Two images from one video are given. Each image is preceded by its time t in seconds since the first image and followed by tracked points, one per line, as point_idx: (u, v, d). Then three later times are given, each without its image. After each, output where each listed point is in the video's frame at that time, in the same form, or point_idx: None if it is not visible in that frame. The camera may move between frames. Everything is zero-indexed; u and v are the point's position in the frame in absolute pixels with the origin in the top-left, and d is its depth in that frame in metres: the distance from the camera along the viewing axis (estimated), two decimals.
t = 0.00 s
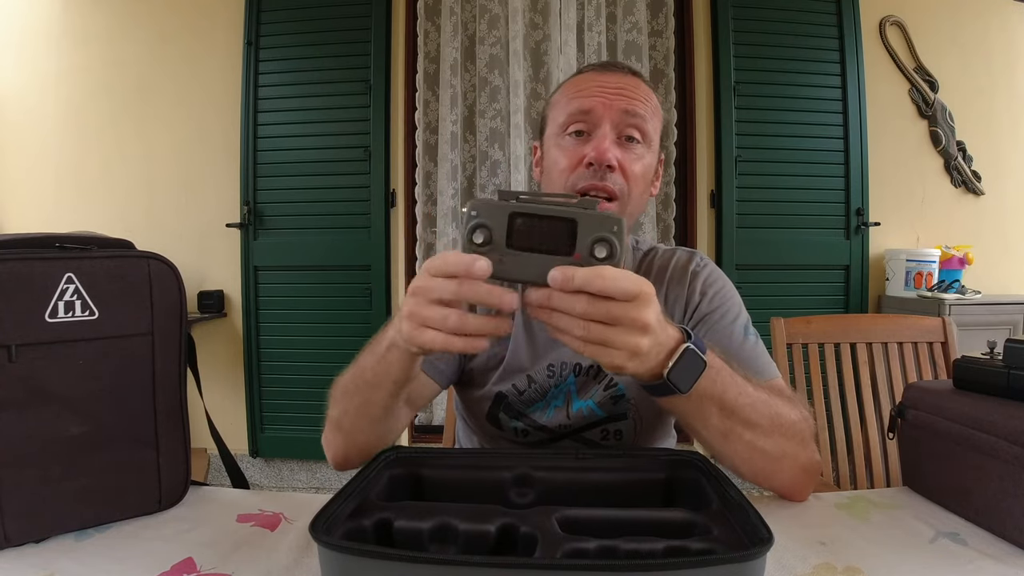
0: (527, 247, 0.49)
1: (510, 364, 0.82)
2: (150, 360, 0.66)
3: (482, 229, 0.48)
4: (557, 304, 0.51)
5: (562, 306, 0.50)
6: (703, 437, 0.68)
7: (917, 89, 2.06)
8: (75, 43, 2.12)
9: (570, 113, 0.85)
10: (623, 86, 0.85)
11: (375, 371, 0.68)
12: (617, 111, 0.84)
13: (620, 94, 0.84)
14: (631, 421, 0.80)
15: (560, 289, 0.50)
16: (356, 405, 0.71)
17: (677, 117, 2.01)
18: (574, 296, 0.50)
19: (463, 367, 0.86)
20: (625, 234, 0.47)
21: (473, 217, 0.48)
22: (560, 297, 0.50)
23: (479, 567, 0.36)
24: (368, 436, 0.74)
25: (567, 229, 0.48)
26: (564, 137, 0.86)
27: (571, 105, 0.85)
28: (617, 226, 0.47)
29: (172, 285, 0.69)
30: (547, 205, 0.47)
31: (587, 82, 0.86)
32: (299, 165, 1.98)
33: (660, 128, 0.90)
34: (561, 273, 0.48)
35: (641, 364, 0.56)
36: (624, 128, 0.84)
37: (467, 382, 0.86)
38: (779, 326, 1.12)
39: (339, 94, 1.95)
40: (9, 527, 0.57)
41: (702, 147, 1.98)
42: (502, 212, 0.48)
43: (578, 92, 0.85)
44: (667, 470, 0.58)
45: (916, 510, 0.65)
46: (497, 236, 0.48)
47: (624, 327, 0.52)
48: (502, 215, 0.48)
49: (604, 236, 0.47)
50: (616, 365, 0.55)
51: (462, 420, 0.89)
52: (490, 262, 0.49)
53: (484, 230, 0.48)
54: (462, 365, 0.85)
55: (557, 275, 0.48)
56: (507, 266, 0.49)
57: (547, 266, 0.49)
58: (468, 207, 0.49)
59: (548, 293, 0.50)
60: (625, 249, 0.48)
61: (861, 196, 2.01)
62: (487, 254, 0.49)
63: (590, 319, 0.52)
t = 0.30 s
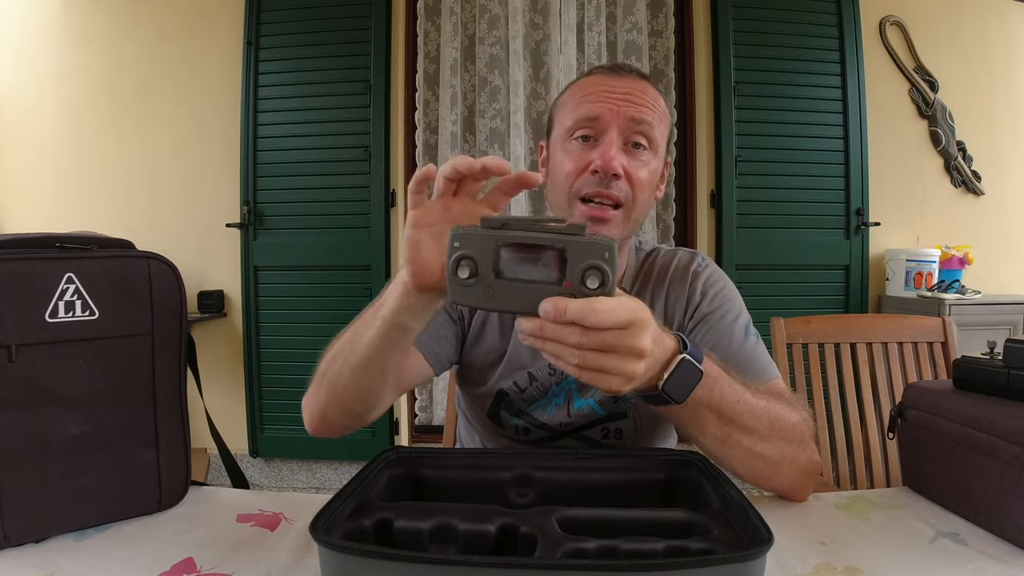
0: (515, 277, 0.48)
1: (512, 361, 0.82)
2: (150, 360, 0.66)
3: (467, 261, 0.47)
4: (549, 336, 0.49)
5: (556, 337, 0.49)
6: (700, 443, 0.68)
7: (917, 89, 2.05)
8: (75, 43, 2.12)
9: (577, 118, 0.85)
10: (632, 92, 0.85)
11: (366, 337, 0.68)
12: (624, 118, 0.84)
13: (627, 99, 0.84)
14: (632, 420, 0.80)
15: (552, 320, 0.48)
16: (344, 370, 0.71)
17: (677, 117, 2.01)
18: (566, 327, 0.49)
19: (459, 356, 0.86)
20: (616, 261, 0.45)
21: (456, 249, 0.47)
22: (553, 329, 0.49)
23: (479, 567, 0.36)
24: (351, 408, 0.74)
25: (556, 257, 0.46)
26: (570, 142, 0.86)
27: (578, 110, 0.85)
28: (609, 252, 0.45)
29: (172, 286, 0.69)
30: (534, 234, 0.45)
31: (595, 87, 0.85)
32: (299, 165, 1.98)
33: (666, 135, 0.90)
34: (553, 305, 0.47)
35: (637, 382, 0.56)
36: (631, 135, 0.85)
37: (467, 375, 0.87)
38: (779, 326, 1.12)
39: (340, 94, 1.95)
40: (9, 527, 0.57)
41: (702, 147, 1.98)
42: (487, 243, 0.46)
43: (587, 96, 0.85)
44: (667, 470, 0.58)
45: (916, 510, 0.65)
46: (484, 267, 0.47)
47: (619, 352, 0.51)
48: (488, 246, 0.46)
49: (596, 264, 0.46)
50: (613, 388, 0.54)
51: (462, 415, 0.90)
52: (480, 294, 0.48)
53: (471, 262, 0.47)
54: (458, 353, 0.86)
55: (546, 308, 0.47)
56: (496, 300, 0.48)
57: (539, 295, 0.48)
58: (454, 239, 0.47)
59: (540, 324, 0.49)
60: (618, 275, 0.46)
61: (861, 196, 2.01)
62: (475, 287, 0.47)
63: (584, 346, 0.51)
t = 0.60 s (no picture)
0: (512, 277, 0.47)
1: (513, 361, 0.82)
2: (150, 360, 0.66)
3: (465, 264, 0.48)
4: (548, 336, 0.49)
5: (555, 337, 0.49)
6: (700, 443, 0.68)
7: (917, 89, 2.06)
8: (75, 43, 2.12)
9: (577, 121, 0.85)
10: (631, 94, 0.85)
11: (393, 338, 0.68)
12: (624, 121, 0.84)
13: (627, 102, 0.84)
14: (632, 420, 0.80)
15: (551, 320, 0.48)
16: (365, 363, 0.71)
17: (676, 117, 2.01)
18: (565, 326, 0.49)
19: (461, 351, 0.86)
20: (613, 260, 0.46)
21: (454, 251, 0.48)
22: (551, 329, 0.49)
23: (479, 568, 0.36)
24: (363, 406, 0.75)
25: (553, 258, 0.46)
26: (570, 145, 0.87)
27: (578, 114, 0.85)
28: (605, 252, 0.46)
29: (172, 285, 0.69)
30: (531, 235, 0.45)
31: (595, 90, 0.85)
32: (299, 165, 1.98)
33: (666, 136, 0.90)
34: (551, 305, 0.47)
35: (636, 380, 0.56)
36: (630, 139, 0.85)
37: (468, 373, 0.87)
38: (779, 326, 1.12)
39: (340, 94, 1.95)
40: (9, 527, 0.57)
41: (702, 146, 1.98)
42: (484, 244, 0.46)
43: (586, 99, 0.85)
44: (667, 470, 0.58)
45: (916, 510, 0.65)
46: (482, 268, 0.47)
47: (618, 351, 0.51)
48: (485, 247, 0.46)
49: (593, 263, 0.46)
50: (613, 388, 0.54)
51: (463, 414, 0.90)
52: (479, 296, 0.48)
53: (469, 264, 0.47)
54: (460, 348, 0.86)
55: (546, 309, 0.47)
56: (494, 301, 0.48)
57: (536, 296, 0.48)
58: (451, 240, 0.48)
59: (539, 324, 0.49)
60: (615, 275, 0.46)
61: (861, 196, 2.01)
62: (474, 289, 0.48)
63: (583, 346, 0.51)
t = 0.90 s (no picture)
0: (512, 278, 0.47)
1: (514, 362, 0.82)
2: (150, 360, 0.66)
3: (465, 264, 0.47)
4: (547, 336, 0.49)
5: (554, 336, 0.49)
6: (700, 443, 0.68)
7: (917, 89, 2.06)
8: (75, 43, 2.12)
9: (573, 116, 0.85)
10: (627, 89, 0.85)
11: (392, 351, 0.68)
12: (621, 115, 0.84)
13: (624, 96, 0.85)
14: (633, 420, 0.80)
15: (551, 320, 0.48)
16: (363, 373, 0.72)
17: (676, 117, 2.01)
18: (564, 326, 0.48)
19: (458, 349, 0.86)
20: (612, 260, 0.45)
21: (454, 251, 0.47)
22: (551, 328, 0.48)
23: (480, 568, 0.36)
24: (361, 417, 0.76)
25: (552, 258, 0.46)
26: (568, 140, 0.87)
27: (574, 109, 0.85)
28: (604, 251, 0.45)
29: (172, 285, 0.69)
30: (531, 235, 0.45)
31: (592, 85, 0.85)
32: (299, 165, 1.98)
33: (662, 129, 0.90)
34: (550, 305, 0.46)
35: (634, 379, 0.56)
36: (627, 132, 0.85)
37: (468, 374, 0.87)
38: (779, 326, 1.12)
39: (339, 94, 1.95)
40: (9, 527, 0.57)
41: (702, 146, 1.98)
42: (483, 245, 0.46)
43: (582, 95, 0.85)
44: (668, 470, 0.58)
45: (916, 510, 0.65)
46: (481, 269, 0.47)
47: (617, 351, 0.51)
48: (485, 248, 0.46)
49: (593, 263, 0.45)
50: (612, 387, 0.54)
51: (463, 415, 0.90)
52: (479, 296, 0.48)
53: (468, 265, 0.47)
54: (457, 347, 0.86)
55: (546, 309, 0.46)
56: (494, 301, 0.48)
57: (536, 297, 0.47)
58: (451, 242, 0.47)
59: (539, 324, 0.49)
60: (615, 275, 0.46)
61: (861, 196, 2.01)
62: (473, 290, 0.48)
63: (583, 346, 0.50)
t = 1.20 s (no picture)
0: (520, 272, 0.48)
1: (514, 362, 0.83)
2: (150, 360, 0.66)
3: (474, 258, 0.48)
4: (557, 329, 0.50)
5: (563, 330, 0.50)
6: (704, 441, 0.68)
7: (917, 89, 2.06)
8: (75, 43, 2.12)
9: (547, 120, 0.87)
10: (600, 85, 0.84)
11: (390, 377, 0.70)
12: (590, 112, 0.83)
13: (601, 94, 0.84)
14: (633, 420, 0.79)
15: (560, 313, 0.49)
16: (365, 400, 0.73)
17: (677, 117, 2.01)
18: (573, 319, 0.49)
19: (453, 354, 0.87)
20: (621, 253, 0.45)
21: (463, 245, 0.48)
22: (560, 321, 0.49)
23: (480, 568, 0.36)
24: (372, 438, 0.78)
25: (560, 250, 0.46)
26: (544, 143, 0.88)
27: (549, 113, 0.87)
28: (613, 244, 0.45)
29: (172, 285, 0.69)
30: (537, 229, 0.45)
31: (564, 87, 0.86)
32: (299, 165, 1.98)
33: (646, 121, 0.87)
34: (560, 299, 0.46)
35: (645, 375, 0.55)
36: (597, 127, 0.83)
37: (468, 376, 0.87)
38: (779, 326, 1.12)
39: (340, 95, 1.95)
40: (9, 527, 0.57)
41: (702, 146, 1.98)
42: (491, 238, 0.47)
43: (557, 97, 0.86)
44: (667, 470, 0.58)
45: (916, 510, 0.65)
46: (489, 262, 0.48)
47: (627, 345, 0.51)
48: (493, 242, 0.47)
49: (601, 255, 0.45)
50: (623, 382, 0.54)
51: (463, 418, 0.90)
52: (487, 289, 0.49)
53: (476, 259, 0.48)
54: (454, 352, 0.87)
55: (553, 302, 0.47)
56: (503, 295, 0.48)
57: (545, 290, 0.48)
58: (460, 236, 0.48)
59: (549, 317, 0.49)
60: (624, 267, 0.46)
61: (861, 196, 2.01)
62: (482, 283, 0.48)
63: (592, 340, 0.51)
